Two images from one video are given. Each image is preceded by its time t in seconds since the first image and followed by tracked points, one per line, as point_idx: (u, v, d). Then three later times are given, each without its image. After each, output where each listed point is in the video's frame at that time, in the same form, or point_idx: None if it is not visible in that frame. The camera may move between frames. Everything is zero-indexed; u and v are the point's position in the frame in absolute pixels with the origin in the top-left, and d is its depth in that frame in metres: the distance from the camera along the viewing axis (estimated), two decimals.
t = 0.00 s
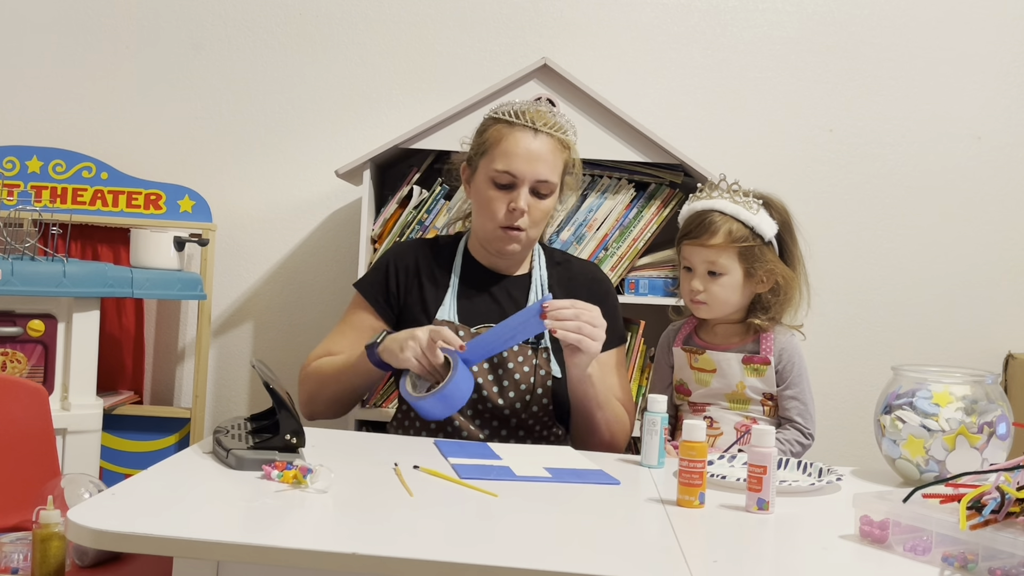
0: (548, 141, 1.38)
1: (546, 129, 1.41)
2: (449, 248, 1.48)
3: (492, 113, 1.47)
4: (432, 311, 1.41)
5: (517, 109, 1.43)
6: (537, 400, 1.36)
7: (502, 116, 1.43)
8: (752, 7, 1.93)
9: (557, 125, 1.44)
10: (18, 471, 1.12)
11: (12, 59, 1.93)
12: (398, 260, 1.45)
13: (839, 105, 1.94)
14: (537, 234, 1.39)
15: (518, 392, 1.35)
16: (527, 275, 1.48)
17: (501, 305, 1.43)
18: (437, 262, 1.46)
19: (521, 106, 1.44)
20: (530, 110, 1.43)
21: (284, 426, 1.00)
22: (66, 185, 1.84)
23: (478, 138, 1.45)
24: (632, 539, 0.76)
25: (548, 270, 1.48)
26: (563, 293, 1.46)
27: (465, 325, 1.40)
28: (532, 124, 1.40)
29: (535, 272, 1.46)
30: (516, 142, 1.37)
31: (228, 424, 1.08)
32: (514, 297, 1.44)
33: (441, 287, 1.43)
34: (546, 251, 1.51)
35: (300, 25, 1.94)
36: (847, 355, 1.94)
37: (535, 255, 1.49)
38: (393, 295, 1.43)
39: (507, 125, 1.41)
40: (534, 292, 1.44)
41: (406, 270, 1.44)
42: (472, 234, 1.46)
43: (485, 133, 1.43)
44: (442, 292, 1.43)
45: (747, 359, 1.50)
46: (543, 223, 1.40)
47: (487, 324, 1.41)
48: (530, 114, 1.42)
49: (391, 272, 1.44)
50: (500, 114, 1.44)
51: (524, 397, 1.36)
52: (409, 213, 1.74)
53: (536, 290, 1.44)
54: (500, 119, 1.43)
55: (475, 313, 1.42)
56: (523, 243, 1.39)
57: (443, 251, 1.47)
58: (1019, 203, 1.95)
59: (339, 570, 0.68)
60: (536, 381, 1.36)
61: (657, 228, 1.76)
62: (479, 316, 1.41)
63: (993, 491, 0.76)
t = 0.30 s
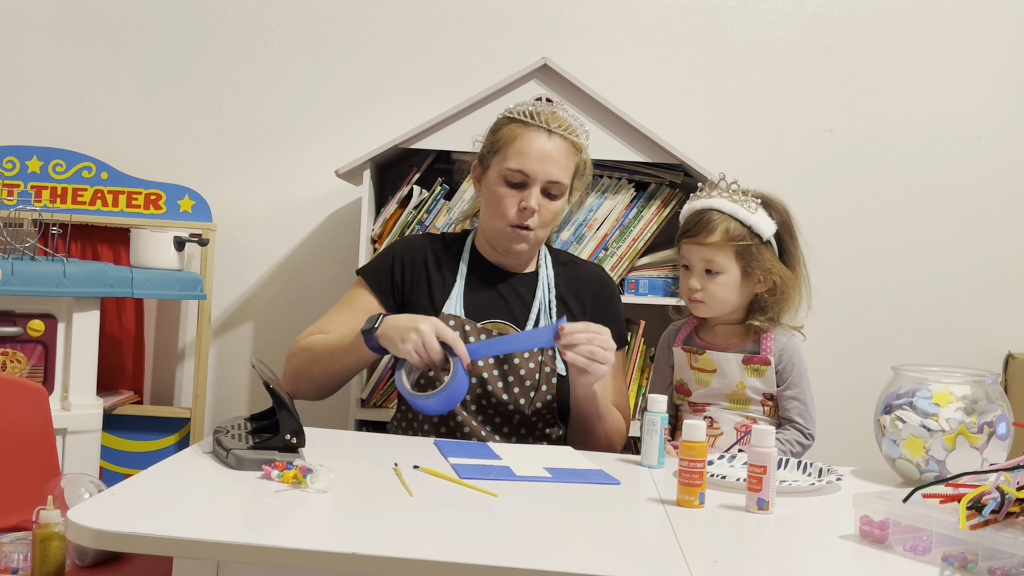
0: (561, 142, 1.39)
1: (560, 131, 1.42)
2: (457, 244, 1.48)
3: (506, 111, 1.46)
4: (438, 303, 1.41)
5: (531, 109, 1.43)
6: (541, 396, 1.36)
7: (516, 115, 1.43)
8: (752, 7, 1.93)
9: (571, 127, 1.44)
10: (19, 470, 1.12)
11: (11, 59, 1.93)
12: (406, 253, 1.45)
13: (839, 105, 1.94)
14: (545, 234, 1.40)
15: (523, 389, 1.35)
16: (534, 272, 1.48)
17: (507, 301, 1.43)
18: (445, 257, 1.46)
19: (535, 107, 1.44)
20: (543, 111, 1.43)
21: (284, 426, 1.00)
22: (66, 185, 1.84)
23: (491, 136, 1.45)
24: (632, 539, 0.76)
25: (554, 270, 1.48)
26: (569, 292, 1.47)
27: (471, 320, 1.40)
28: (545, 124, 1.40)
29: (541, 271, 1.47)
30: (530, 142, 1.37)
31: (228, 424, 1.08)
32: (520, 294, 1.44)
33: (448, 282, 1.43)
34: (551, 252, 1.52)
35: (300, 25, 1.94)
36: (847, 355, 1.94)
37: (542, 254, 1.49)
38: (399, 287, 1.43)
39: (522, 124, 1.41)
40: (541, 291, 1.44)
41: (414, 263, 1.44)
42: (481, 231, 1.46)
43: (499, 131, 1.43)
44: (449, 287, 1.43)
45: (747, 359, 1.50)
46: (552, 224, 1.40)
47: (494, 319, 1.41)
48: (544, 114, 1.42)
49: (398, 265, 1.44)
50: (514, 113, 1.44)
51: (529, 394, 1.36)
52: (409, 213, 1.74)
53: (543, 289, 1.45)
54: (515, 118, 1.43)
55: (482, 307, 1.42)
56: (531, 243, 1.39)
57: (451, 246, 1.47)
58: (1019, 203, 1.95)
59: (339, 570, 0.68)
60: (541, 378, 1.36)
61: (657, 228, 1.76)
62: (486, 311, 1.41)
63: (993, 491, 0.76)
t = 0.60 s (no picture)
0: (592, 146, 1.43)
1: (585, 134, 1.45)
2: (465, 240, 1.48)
3: (521, 112, 1.45)
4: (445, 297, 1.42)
5: (557, 113, 1.43)
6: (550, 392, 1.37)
7: (544, 119, 1.42)
8: (752, 7, 1.93)
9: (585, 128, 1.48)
10: (19, 470, 1.12)
11: (12, 58, 1.93)
12: (416, 244, 1.44)
13: (839, 106, 1.94)
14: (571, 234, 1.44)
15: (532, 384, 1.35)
16: (540, 271, 1.48)
17: (514, 297, 1.43)
18: (453, 252, 1.46)
19: (556, 110, 1.44)
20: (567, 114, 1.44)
21: (284, 426, 1.00)
22: (66, 185, 1.84)
23: (516, 138, 1.41)
24: (632, 539, 0.76)
25: (559, 269, 1.48)
26: (574, 290, 1.47)
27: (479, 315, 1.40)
28: (577, 129, 1.42)
29: (548, 270, 1.47)
30: (571, 147, 1.39)
31: (228, 424, 1.08)
32: (527, 291, 1.44)
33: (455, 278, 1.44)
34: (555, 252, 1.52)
35: (300, 25, 1.94)
36: (847, 355, 1.94)
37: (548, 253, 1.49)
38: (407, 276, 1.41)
39: (554, 128, 1.41)
40: (547, 289, 1.44)
41: (423, 255, 1.43)
42: (498, 232, 1.43)
43: (527, 134, 1.40)
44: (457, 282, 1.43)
45: (747, 359, 1.50)
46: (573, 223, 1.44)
47: (501, 315, 1.41)
48: (570, 119, 1.43)
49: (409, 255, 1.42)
50: (538, 116, 1.43)
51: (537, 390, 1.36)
52: (409, 213, 1.74)
53: (549, 286, 1.45)
54: (540, 121, 1.42)
55: (490, 303, 1.41)
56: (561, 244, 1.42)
57: (458, 241, 1.48)
58: (1019, 203, 1.95)
59: (339, 570, 0.68)
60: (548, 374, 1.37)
61: (657, 228, 1.76)
62: (493, 307, 1.41)
63: (993, 491, 0.76)
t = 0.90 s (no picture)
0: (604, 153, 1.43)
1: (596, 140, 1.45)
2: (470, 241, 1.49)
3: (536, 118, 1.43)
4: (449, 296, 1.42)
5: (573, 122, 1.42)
6: (551, 392, 1.37)
7: (561, 127, 1.40)
8: (752, 7, 1.93)
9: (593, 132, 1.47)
10: (19, 470, 1.12)
11: (11, 58, 1.93)
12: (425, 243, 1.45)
13: (839, 106, 1.94)
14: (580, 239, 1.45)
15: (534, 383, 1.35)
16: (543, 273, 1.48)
17: (518, 299, 1.43)
18: (458, 254, 1.47)
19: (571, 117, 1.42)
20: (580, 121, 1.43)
21: (284, 425, 1.00)
22: (66, 185, 1.84)
23: (532, 147, 1.40)
24: (632, 539, 0.76)
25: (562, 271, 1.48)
26: (576, 292, 1.47)
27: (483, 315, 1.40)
28: (592, 138, 1.42)
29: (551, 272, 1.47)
30: (587, 158, 1.39)
31: (228, 424, 1.08)
32: (531, 293, 1.44)
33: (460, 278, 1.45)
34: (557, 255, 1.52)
35: (300, 25, 1.94)
36: (847, 355, 1.94)
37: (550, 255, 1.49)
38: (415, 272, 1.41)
39: (569, 137, 1.40)
40: (551, 290, 1.44)
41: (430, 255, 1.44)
42: (509, 237, 1.43)
43: (543, 143, 1.39)
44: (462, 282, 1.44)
45: (747, 360, 1.50)
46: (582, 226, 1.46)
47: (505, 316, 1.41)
48: (586, 126, 1.42)
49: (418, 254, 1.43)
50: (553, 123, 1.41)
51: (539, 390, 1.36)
52: (409, 213, 1.74)
53: (553, 288, 1.45)
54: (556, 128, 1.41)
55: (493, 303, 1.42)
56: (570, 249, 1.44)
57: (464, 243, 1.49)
58: (1019, 202, 1.95)
59: (339, 570, 0.68)
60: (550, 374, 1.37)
61: (657, 228, 1.76)
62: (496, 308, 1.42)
63: (993, 491, 0.76)
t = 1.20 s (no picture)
0: (589, 145, 1.40)
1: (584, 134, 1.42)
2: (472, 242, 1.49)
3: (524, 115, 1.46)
4: (453, 301, 1.43)
5: (554, 114, 1.43)
6: (553, 395, 1.35)
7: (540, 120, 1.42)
8: (752, 7, 1.93)
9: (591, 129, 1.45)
10: (20, 470, 1.12)
11: (11, 59, 1.93)
12: (421, 249, 1.45)
13: (839, 105, 1.94)
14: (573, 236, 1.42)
15: (536, 386, 1.34)
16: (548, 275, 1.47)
17: (521, 302, 1.43)
18: (459, 257, 1.46)
19: (554, 111, 1.44)
20: (565, 115, 1.43)
21: (284, 426, 1.00)
22: (65, 185, 1.84)
23: (512, 141, 1.43)
24: (632, 539, 0.76)
25: (568, 274, 1.48)
26: (582, 295, 1.47)
27: (485, 318, 1.40)
28: (574, 128, 1.41)
29: (556, 274, 1.47)
30: (560, 147, 1.37)
31: (228, 424, 1.08)
32: (535, 297, 1.44)
33: (463, 279, 1.45)
34: (565, 257, 1.52)
35: (300, 25, 1.94)
36: (847, 355, 1.94)
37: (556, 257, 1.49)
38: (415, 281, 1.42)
39: (547, 129, 1.41)
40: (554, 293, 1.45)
41: (429, 260, 1.44)
42: (501, 234, 1.45)
43: (521, 136, 1.41)
44: (464, 285, 1.44)
45: (747, 360, 1.50)
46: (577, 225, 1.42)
47: (507, 318, 1.41)
48: (567, 118, 1.43)
49: (415, 261, 1.43)
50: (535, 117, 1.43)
51: (540, 393, 1.35)
52: (409, 214, 1.74)
53: (557, 291, 1.45)
54: (537, 122, 1.43)
55: (497, 306, 1.42)
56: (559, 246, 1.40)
57: (465, 243, 1.49)
58: (1019, 202, 1.95)
59: (339, 570, 0.68)
60: (553, 377, 1.36)
61: (657, 228, 1.76)
62: (499, 309, 1.42)
63: (993, 491, 0.76)
